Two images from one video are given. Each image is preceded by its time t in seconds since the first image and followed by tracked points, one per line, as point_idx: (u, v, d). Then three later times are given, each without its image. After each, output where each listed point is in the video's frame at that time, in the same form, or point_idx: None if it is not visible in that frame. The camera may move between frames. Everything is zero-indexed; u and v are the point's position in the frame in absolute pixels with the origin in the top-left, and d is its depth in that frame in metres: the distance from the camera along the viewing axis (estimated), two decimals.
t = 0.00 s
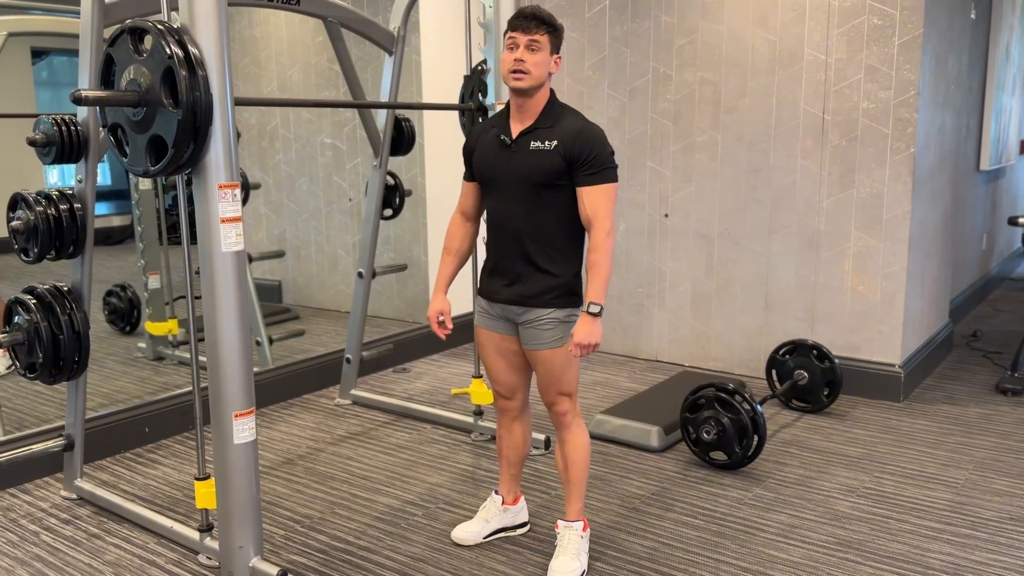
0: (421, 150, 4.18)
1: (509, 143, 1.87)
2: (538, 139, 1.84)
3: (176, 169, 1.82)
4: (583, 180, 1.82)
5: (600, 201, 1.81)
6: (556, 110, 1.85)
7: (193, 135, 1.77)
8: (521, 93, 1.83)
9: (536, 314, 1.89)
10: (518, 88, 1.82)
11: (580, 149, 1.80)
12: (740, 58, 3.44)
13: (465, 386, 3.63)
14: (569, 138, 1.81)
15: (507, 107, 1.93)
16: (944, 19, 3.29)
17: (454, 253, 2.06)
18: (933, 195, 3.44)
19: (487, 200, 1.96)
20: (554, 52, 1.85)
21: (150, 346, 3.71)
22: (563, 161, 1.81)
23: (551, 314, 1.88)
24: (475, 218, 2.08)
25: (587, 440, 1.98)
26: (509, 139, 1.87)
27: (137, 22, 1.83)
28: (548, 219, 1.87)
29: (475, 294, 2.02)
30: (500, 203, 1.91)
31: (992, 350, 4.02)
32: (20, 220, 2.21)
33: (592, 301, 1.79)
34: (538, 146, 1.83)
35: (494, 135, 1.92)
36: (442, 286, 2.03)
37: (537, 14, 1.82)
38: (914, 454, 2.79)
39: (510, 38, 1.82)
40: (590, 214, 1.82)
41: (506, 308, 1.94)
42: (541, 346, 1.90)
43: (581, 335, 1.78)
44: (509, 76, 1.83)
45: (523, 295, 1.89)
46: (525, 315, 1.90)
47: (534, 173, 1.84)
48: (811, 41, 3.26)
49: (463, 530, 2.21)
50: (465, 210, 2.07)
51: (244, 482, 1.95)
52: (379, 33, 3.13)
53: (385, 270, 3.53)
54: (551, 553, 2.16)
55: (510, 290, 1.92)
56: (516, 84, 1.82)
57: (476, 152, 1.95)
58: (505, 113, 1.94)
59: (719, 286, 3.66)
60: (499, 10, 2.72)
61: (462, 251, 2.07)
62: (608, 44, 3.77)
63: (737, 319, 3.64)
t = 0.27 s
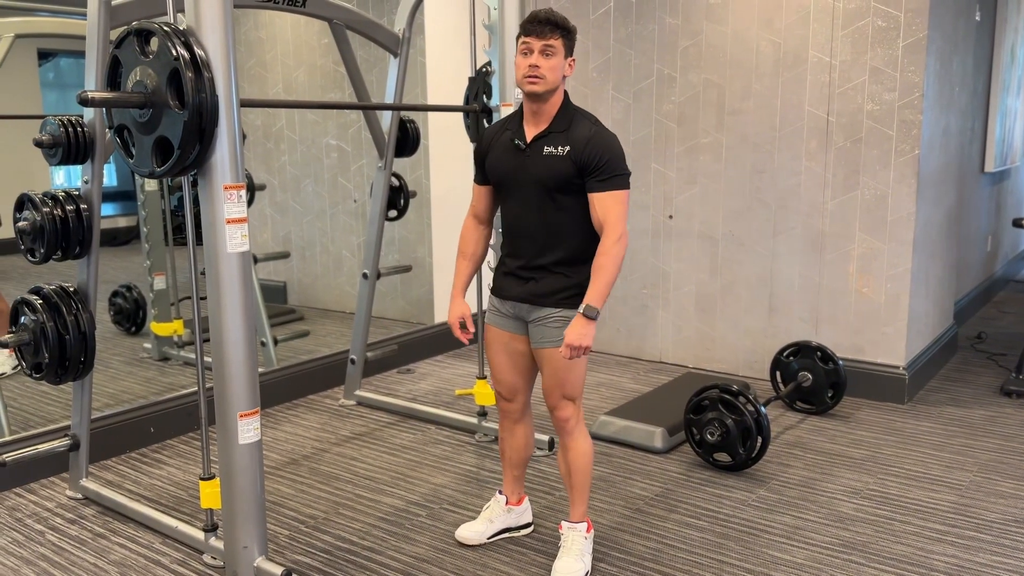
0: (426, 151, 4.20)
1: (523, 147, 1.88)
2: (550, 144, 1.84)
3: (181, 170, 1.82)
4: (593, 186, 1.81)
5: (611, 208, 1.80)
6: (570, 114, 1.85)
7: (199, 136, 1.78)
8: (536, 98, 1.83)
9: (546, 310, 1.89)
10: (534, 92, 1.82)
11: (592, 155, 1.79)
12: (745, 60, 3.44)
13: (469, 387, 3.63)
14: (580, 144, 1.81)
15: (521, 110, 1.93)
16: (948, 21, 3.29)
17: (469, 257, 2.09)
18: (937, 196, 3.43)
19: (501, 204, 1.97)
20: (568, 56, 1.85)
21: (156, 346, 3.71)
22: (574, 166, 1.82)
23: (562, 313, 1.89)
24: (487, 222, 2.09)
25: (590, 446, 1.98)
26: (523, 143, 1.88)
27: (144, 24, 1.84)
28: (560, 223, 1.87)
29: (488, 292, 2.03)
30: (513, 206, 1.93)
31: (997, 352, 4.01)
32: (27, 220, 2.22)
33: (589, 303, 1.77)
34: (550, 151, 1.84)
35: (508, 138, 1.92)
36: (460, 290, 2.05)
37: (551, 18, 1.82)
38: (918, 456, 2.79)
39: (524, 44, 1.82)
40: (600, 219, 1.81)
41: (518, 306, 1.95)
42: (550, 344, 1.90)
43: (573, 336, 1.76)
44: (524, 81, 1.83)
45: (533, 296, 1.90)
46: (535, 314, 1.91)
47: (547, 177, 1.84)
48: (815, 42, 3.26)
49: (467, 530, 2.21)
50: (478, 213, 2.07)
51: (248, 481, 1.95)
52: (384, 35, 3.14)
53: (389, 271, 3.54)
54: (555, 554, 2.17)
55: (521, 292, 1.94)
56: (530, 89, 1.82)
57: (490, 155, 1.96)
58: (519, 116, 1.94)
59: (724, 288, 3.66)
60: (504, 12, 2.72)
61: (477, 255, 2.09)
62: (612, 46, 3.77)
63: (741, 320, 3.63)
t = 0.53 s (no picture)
0: (428, 153, 4.20)
1: (526, 151, 1.89)
2: (552, 149, 1.85)
3: (185, 171, 1.83)
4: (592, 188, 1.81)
5: (610, 207, 1.79)
6: (574, 120, 1.86)
7: (203, 138, 1.78)
8: (545, 107, 1.84)
9: (543, 313, 1.89)
10: (542, 100, 1.83)
11: (593, 159, 1.80)
12: (747, 62, 3.44)
13: (472, 388, 3.63)
14: (581, 148, 1.82)
15: (523, 115, 1.94)
16: (951, 24, 3.29)
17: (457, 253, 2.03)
18: (940, 198, 3.43)
19: (502, 208, 1.96)
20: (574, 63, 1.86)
21: (159, 348, 3.72)
22: (575, 169, 1.82)
23: (559, 314, 1.89)
24: (478, 223, 2.07)
25: (587, 454, 1.96)
26: (526, 148, 1.89)
27: (148, 25, 1.85)
28: (559, 226, 1.87)
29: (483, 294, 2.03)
30: (512, 209, 1.93)
31: (999, 354, 4.00)
32: (30, 222, 2.23)
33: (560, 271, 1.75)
34: (552, 155, 1.85)
35: (511, 143, 1.93)
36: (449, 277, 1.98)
37: (559, 27, 1.82)
38: (921, 458, 2.79)
39: (532, 52, 1.82)
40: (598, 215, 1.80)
41: (512, 308, 1.94)
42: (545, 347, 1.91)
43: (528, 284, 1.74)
44: (533, 89, 1.83)
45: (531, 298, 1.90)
46: (530, 315, 1.91)
47: (548, 180, 1.85)
48: (819, 44, 3.26)
49: (469, 532, 2.21)
50: (470, 213, 2.05)
51: (251, 482, 1.95)
52: (387, 37, 3.14)
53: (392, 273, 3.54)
54: (556, 555, 2.17)
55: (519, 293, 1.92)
56: (540, 98, 1.83)
57: (492, 159, 1.96)
58: (522, 121, 1.95)
59: (726, 290, 3.66)
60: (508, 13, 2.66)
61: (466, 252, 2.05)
62: (615, 48, 3.78)
63: (744, 323, 3.63)
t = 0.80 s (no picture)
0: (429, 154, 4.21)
1: (520, 147, 1.88)
2: (546, 144, 1.86)
3: (187, 173, 1.83)
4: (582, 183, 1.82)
5: (594, 201, 1.79)
6: (569, 117, 1.89)
7: (204, 140, 1.78)
8: (544, 100, 1.84)
9: (538, 312, 1.90)
10: (544, 93, 1.83)
11: (587, 156, 1.81)
12: (748, 65, 3.45)
13: (472, 390, 3.63)
14: (576, 146, 1.83)
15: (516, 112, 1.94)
16: (951, 26, 3.30)
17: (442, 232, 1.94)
18: (941, 201, 3.43)
19: (493, 205, 1.96)
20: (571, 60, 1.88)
21: (160, 349, 3.73)
22: (569, 165, 1.83)
23: (553, 312, 1.89)
24: (468, 216, 2.02)
25: (586, 448, 1.97)
26: (520, 144, 1.89)
27: (150, 28, 1.85)
28: (552, 222, 1.88)
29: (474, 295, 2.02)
30: (502, 205, 1.92)
31: (1000, 356, 4.00)
32: (32, 223, 2.23)
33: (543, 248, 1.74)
34: (546, 151, 1.85)
35: (503, 140, 1.93)
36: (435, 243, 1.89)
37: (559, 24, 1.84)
38: (922, 460, 2.79)
39: (535, 46, 1.83)
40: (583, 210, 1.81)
41: (506, 308, 1.94)
42: (541, 346, 1.91)
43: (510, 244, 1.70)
44: (534, 82, 1.83)
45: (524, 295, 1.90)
46: (525, 313, 1.91)
47: (542, 176, 1.85)
48: (819, 46, 3.27)
49: (470, 534, 2.22)
50: (461, 204, 2.01)
51: (252, 483, 1.96)
52: (389, 39, 3.15)
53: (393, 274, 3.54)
54: (557, 556, 2.17)
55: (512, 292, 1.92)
56: (541, 90, 1.83)
57: (484, 156, 1.95)
58: (513, 119, 1.95)
59: (727, 291, 3.66)
60: (508, 17, 2.66)
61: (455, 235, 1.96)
62: (616, 50, 3.78)
63: (745, 324, 3.63)
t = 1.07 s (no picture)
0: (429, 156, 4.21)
1: (512, 151, 1.89)
2: (540, 149, 1.86)
3: (188, 174, 1.84)
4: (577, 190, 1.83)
5: (592, 210, 1.81)
6: (560, 119, 1.89)
7: (205, 142, 1.79)
8: (534, 102, 1.84)
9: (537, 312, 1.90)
10: (535, 96, 1.83)
11: (581, 160, 1.82)
12: (748, 67, 3.45)
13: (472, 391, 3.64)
14: (569, 150, 1.83)
15: (507, 114, 1.94)
16: (951, 28, 3.30)
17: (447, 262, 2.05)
18: (940, 202, 3.44)
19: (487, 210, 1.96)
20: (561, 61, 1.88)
21: (160, 350, 3.74)
22: (563, 170, 1.83)
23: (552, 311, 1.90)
24: (465, 226, 2.06)
25: (586, 445, 1.98)
26: (512, 148, 1.89)
27: (151, 30, 1.86)
28: (548, 226, 1.89)
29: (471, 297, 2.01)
30: (497, 209, 1.93)
31: (1000, 358, 4.01)
32: (33, 224, 2.23)
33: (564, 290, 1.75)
34: (540, 155, 1.85)
35: (495, 143, 1.93)
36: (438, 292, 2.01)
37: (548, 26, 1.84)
38: (921, 462, 2.79)
39: (524, 48, 1.83)
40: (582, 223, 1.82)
41: (505, 309, 1.94)
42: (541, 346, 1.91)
43: (543, 320, 1.71)
44: (525, 84, 1.84)
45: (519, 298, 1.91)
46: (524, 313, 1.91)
47: (536, 181, 1.86)
48: (819, 48, 3.27)
49: (470, 535, 2.22)
50: (457, 218, 2.04)
51: (252, 484, 1.96)
52: (389, 41, 3.16)
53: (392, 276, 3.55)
54: (557, 558, 2.17)
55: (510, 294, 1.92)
56: (531, 91, 1.83)
57: (476, 159, 1.96)
58: (504, 121, 1.95)
59: (727, 293, 3.66)
60: (508, 19, 2.68)
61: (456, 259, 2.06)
62: (616, 52, 3.79)
63: (744, 326, 3.64)
